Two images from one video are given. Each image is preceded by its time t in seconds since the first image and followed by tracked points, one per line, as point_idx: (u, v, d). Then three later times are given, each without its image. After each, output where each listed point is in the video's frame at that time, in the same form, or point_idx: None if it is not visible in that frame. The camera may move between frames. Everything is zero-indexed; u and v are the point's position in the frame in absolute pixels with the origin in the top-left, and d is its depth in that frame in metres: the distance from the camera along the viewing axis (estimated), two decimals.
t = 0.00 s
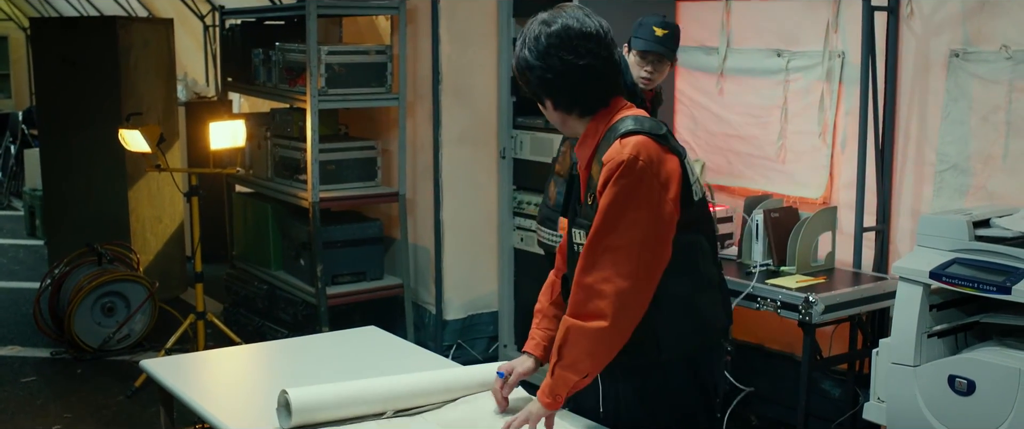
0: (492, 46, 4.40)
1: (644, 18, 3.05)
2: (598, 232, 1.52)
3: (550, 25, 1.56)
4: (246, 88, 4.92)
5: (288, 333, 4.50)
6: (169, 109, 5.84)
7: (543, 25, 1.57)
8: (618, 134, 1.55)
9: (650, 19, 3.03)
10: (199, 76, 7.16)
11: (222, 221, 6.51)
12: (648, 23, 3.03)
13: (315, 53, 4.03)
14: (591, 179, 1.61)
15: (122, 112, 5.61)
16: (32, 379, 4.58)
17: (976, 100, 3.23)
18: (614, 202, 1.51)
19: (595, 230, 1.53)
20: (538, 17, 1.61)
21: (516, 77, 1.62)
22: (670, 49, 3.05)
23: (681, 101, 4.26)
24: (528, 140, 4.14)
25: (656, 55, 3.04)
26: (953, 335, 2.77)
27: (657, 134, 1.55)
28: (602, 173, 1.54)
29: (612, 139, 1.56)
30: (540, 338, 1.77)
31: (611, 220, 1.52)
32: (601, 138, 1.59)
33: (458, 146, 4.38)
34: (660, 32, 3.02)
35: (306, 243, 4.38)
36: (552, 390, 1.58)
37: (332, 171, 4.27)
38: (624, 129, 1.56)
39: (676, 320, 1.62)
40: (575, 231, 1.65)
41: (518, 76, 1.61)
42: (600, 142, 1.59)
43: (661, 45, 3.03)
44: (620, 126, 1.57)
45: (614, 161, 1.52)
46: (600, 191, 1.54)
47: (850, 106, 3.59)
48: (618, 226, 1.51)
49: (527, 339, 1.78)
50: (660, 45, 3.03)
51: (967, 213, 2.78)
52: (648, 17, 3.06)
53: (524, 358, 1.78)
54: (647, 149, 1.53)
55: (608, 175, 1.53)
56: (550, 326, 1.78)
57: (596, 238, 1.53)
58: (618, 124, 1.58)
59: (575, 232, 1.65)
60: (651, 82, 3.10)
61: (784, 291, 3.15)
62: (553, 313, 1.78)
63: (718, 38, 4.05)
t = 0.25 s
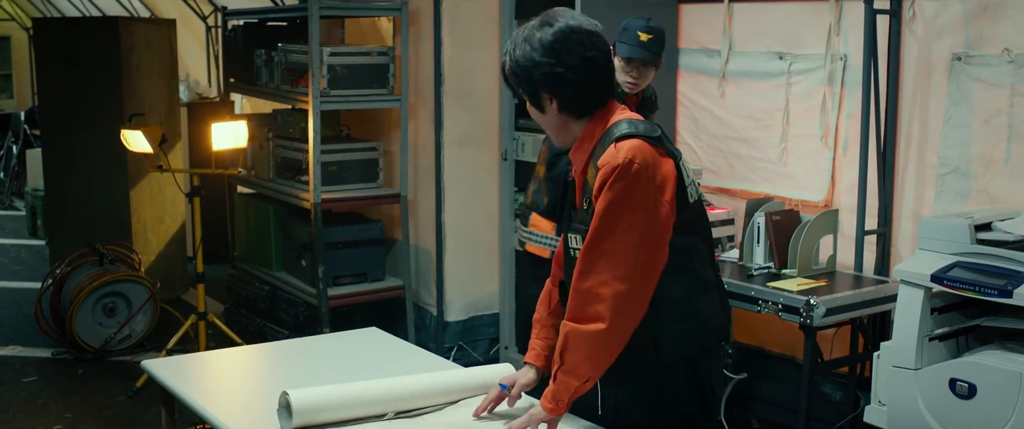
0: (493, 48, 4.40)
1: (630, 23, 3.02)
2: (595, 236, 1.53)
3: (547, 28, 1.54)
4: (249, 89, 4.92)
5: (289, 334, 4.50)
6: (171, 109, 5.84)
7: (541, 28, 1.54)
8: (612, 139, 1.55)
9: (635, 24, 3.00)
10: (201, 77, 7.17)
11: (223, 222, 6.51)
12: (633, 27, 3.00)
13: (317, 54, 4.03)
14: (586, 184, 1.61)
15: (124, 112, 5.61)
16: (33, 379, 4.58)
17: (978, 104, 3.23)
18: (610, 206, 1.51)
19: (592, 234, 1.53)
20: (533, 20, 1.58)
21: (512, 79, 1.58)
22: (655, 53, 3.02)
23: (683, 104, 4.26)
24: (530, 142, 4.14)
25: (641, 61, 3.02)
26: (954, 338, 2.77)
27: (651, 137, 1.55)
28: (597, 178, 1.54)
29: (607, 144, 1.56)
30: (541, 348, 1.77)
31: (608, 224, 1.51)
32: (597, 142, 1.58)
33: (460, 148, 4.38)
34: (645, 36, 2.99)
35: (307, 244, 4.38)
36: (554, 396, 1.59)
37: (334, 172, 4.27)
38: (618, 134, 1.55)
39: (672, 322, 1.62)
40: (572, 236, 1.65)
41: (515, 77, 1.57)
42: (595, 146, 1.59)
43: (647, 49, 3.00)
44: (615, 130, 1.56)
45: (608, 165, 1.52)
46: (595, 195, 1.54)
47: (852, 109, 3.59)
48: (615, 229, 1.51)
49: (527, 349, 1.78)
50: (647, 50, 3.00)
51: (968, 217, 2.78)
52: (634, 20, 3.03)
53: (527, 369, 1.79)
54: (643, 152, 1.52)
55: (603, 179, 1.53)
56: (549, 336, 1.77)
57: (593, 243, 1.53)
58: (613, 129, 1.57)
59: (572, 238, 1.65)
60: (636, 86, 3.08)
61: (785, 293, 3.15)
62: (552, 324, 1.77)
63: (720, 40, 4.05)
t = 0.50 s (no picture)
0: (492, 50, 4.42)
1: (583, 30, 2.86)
2: (597, 236, 1.52)
3: (532, 36, 1.55)
4: (247, 90, 4.92)
5: (288, 336, 4.50)
6: (170, 111, 5.84)
7: (526, 36, 1.55)
8: (609, 142, 1.56)
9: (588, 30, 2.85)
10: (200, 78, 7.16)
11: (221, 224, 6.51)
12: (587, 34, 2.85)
13: (315, 56, 4.03)
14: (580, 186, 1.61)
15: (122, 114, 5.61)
16: (32, 380, 4.58)
17: (976, 105, 3.23)
18: (613, 206, 1.51)
19: (594, 235, 1.53)
20: (517, 28, 1.60)
21: (499, 86, 1.59)
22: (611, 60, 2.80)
23: (682, 105, 4.26)
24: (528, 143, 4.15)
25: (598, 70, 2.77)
26: (953, 339, 2.77)
27: (647, 138, 1.57)
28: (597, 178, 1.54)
29: (603, 147, 1.56)
30: (523, 356, 1.84)
31: (611, 224, 1.51)
32: (590, 147, 1.59)
33: (458, 149, 4.39)
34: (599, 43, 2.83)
35: (306, 245, 4.38)
36: (554, 397, 1.59)
37: (332, 174, 4.28)
38: (616, 137, 1.56)
39: (674, 322, 1.62)
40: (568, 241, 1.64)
41: (501, 85, 1.58)
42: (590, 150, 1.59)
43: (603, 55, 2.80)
44: (609, 134, 1.58)
45: (609, 166, 1.52)
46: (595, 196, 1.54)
47: (851, 110, 3.60)
48: (617, 228, 1.51)
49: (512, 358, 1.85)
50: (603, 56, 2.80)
51: (966, 217, 2.78)
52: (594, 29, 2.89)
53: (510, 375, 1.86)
54: (642, 153, 1.53)
55: (604, 180, 1.52)
56: (532, 344, 1.83)
57: (596, 243, 1.53)
58: (608, 132, 1.58)
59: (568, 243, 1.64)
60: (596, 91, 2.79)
61: (784, 294, 3.15)
62: (538, 332, 1.83)
63: (718, 42, 4.05)
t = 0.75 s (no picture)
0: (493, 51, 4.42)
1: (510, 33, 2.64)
2: (598, 235, 1.55)
3: (520, 42, 1.57)
4: (249, 91, 4.92)
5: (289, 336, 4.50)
6: (171, 111, 5.85)
7: (514, 43, 1.58)
8: (605, 143, 1.59)
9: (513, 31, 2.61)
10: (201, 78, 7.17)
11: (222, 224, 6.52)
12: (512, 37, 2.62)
13: (316, 56, 4.03)
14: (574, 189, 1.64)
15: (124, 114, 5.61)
16: (33, 380, 4.59)
17: (977, 105, 3.23)
18: (614, 205, 1.53)
19: (595, 234, 1.55)
20: (503, 35, 1.62)
21: (486, 94, 1.60)
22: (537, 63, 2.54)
23: (683, 105, 4.26)
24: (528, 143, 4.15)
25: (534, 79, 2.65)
26: (954, 339, 2.77)
27: (642, 138, 1.60)
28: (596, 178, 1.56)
29: (598, 149, 1.59)
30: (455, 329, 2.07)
31: (612, 222, 1.53)
32: (583, 151, 1.62)
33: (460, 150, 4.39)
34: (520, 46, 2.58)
35: (307, 246, 4.38)
36: (557, 396, 1.60)
37: (334, 174, 4.28)
38: (610, 138, 1.59)
39: (674, 316, 1.64)
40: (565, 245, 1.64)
41: (489, 93, 1.59)
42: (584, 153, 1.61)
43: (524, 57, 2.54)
44: (602, 136, 1.60)
45: (607, 165, 1.54)
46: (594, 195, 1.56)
47: (852, 110, 3.60)
48: (618, 226, 1.53)
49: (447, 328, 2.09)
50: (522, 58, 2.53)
51: (968, 217, 2.78)
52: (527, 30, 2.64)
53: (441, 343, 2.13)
54: (640, 152, 1.56)
55: (603, 179, 1.55)
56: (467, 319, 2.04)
57: (597, 241, 1.55)
58: (601, 135, 1.61)
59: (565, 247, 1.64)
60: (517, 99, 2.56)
61: (785, 295, 3.15)
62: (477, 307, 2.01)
63: (720, 42, 4.05)
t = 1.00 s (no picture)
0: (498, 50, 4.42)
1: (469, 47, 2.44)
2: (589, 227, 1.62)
3: (490, 51, 1.64)
4: (254, 89, 4.92)
5: (293, 334, 4.51)
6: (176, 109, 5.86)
7: (484, 51, 1.64)
8: (583, 139, 1.67)
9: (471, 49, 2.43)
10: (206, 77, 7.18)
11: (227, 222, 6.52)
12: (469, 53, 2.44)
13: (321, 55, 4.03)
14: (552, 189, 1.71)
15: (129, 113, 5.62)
16: (38, 378, 4.60)
17: (983, 105, 3.23)
18: (602, 195, 1.61)
19: (585, 226, 1.62)
20: (471, 44, 1.68)
21: (458, 103, 1.66)
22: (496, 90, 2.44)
23: (687, 105, 4.26)
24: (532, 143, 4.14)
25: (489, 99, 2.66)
26: (959, 340, 2.77)
27: (616, 131, 1.70)
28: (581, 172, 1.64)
29: (577, 144, 1.67)
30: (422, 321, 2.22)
31: (602, 213, 1.61)
32: (560, 149, 1.69)
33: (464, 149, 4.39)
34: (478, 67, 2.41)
35: (312, 244, 4.39)
36: (561, 394, 1.65)
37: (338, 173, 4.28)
38: (587, 134, 1.68)
39: (664, 303, 1.78)
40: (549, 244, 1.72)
41: (462, 102, 1.65)
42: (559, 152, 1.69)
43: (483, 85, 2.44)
44: (579, 132, 1.69)
45: (592, 159, 1.63)
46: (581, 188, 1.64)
47: (856, 110, 3.59)
48: (607, 215, 1.61)
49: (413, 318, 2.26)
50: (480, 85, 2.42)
51: (974, 218, 2.77)
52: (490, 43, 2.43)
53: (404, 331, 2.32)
54: (619, 144, 1.66)
55: (590, 172, 1.63)
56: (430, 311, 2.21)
57: (588, 233, 1.62)
58: (575, 132, 1.70)
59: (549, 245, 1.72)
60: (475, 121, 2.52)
61: (789, 294, 3.15)
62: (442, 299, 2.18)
63: (724, 42, 4.05)
